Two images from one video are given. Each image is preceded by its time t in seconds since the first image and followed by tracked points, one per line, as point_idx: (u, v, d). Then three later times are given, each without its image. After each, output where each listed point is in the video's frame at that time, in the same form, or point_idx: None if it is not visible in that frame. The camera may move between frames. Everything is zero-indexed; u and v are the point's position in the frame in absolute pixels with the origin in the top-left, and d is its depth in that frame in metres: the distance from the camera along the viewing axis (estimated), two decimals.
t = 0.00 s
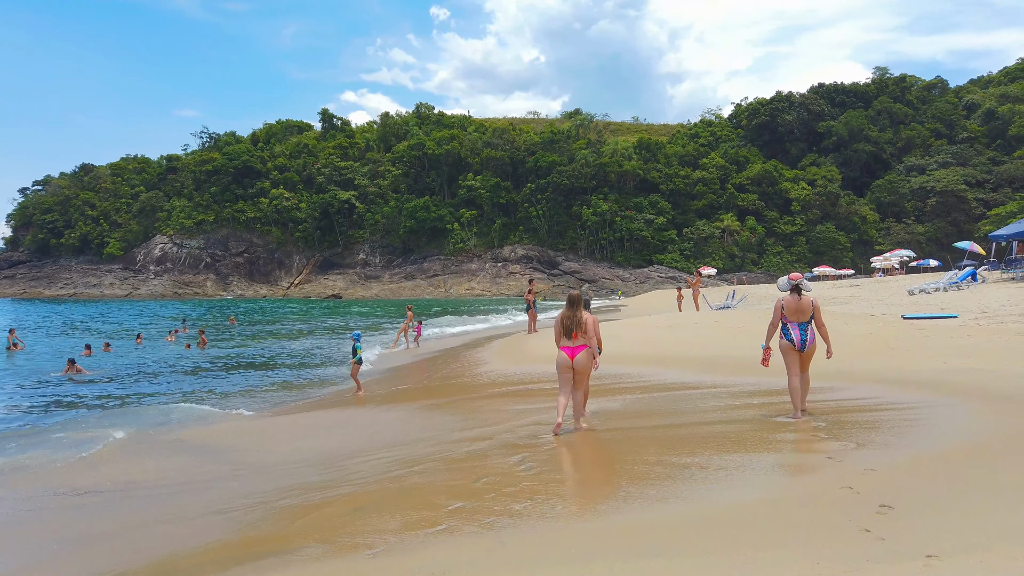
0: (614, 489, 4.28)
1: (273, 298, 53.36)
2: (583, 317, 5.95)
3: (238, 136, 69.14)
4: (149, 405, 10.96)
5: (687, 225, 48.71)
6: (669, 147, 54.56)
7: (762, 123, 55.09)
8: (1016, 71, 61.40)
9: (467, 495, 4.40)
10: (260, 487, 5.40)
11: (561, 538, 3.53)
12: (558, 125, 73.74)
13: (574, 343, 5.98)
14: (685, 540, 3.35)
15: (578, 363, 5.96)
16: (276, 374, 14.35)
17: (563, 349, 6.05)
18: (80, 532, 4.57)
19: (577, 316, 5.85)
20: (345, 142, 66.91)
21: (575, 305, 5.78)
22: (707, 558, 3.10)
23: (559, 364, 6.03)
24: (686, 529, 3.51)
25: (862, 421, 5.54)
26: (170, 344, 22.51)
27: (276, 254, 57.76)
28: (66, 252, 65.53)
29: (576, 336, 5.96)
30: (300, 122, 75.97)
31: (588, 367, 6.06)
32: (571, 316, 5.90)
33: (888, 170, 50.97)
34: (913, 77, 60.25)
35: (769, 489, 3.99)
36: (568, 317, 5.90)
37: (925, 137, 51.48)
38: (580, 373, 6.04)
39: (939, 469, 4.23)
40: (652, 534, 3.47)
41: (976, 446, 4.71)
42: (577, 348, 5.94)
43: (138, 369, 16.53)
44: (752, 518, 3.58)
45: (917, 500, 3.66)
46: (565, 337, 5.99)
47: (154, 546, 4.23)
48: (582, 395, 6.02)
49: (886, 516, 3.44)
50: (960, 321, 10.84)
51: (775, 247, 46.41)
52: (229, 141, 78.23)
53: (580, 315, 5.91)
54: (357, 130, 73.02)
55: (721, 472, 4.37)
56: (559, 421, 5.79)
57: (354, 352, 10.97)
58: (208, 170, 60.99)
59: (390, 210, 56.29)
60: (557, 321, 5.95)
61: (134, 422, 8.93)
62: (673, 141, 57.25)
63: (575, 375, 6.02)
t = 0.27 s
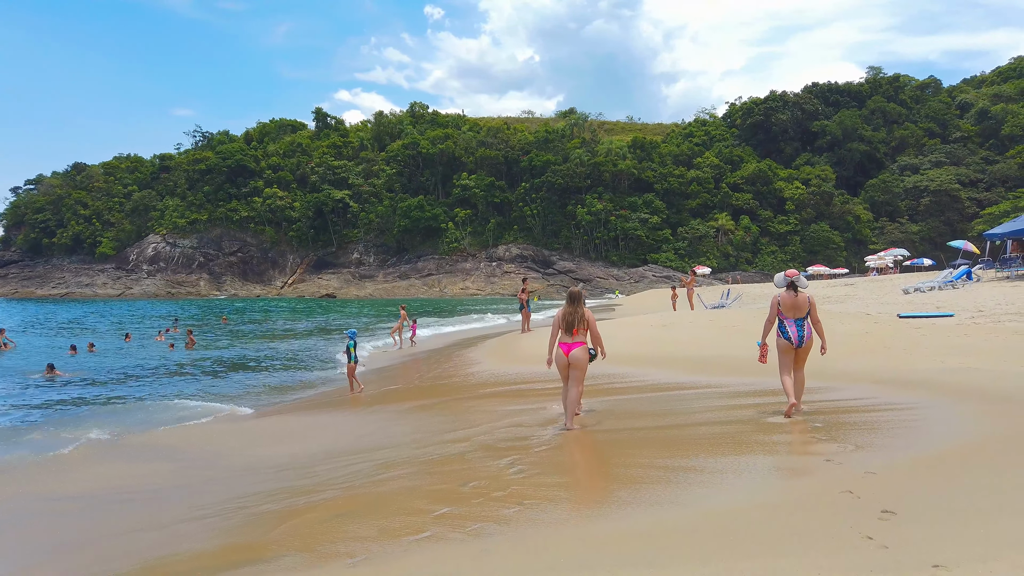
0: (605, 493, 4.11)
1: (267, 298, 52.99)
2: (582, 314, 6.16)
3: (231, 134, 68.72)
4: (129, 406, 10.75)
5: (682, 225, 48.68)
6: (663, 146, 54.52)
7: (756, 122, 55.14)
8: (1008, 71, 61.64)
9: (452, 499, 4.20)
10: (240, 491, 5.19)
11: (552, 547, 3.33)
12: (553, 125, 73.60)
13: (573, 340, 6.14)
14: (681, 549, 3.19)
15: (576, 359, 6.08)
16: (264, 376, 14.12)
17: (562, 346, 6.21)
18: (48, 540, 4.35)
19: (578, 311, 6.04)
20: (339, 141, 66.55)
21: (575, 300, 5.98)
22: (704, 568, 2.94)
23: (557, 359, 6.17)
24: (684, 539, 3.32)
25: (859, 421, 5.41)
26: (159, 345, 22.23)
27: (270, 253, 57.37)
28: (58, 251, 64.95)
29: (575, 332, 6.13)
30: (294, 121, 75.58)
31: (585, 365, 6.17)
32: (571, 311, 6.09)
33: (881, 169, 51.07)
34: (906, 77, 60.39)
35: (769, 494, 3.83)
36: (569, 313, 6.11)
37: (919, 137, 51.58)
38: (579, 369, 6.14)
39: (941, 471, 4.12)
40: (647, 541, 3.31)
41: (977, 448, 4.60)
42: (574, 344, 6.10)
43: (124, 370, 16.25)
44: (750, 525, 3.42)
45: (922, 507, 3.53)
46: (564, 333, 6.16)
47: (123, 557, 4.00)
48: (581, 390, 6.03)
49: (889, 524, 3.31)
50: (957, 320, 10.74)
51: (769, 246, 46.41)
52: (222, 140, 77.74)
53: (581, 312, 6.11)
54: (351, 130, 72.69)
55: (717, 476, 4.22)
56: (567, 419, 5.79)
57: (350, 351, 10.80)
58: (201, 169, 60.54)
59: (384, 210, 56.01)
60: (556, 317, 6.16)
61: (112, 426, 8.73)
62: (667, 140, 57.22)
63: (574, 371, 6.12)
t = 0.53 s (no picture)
0: (598, 495, 3.99)
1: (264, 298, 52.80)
2: (580, 310, 6.11)
3: (229, 134, 68.55)
4: (118, 406, 10.66)
5: (680, 225, 48.61)
6: (661, 147, 54.45)
7: (754, 123, 55.12)
8: (1006, 72, 61.67)
9: (440, 502, 4.08)
10: (225, 494, 5.07)
11: (541, 553, 3.21)
12: (551, 125, 73.45)
13: (573, 336, 6.11)
14: (676, 555, 3.06)
15: (575, 356, 6.08)
16: (256, 376, 13.99)
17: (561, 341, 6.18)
18: (24, 543, 4.22)
19: (575, 308, 5.96)
20: (337, 140, 66.34)
21: (573, 297, 5.91)
22: (700, 575, 2.80)
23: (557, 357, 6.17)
24: (678, 541, 3.22)
25: (857, 421, 5.31)
26: (154, 344, 22.09)
27: (267, 253, 57.17)
28: (55, 251, 64.71)
29: (574, 328, 6.09)
30: (292, 121, 75.40)
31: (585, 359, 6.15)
32: (569, 309, 6.05)
33: (880, 169, 51.05)
34: (905, 77, 60.38)
35: (767, 496, 3.70)
36: (567, 309, 6.04)
37: (918, 137, 51.54)
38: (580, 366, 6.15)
39: (942, 472, 4.01)
40: (641, 545, 3.19)
41: (975, 447, 4.52)
42: (573, 341, 6.09)
43: (115, 370, 16.09)
44: (748, 529, 3.29)
45: (926, 509, 3.41)
46: (563, 330, 6.14)
47: (101, 561, 3.89)
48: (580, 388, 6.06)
49: (893, 528, 3.19)
50: (956, 320, 10.67)
51: (767, 246, 46.37)
52: (220, 140, 77.53)
53: (577, 308, 6.04)
54: (349, 129, 72.54)
55: (713, 477, 4.10)
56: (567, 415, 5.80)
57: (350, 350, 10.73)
58: (199, 169, 60.38)
59: (382, 209, 55.84)
60: (555, 314, 6.13)
61: (98, 427, 8.64)
62: (665, 140, 57.17)
63: (574, 369, 6.14)
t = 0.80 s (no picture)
0: (587, 504, 3.83)
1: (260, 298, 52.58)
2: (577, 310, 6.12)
3: (224, 133, 68.23)
4: (102, 414, 10.51)
5: (676, 225, 48.61)
6: (657, 147, 54.44)
7: (750, 123, 55.18)
8: (1001, 73, 61.88)
9: (427, 508, 3.91)
10: (206, 500, 4.89)
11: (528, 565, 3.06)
12: (547, 125, 73.31)
13: (569, 336, 6.11)
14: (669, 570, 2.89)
15: (572, 356, 6.10)
16: (247, 379, 13.82)
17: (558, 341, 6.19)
18: None
19: (570, 309, 5.95)
20: (333, 140, 66.08)
21: (568, 299, 5.90)
22: None
23: (555, 356, 6.19)
24: (670, 554, 3.08)
25: (852, 425, 5.19)
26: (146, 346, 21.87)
27: (263, 253, 56.91)
28: (50, 251, 64.33)
29: (570, 329, 6.09)
30: (287, 121, 75.15)
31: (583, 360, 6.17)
32: (565, 308, 6.07)
33: (875, 170, 51.14)
34: (900, 78, 60.52)
35: (763, 507, 3.55)
36: (562, 310, 6.04)
37: (913, 137, 51.65)
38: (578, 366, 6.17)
39: (942, 479, 3.88)
40: (631, 559, 3.03)
41: (973, 452, 4.41)
42: (570, 342, 6.10)
43: (104, 373, 15.90)
44: (745, 542, 3.13)
45: (929, 520, 3.26)
46: (559, 330, 6.16)
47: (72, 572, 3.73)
48: (579, 388, 6.08)
49: (895, 542, 3.03)
50: (953, 321, 10.59)
51: (763, 247, 46.40)
52: (216, 140, 77.22)
53: (573, 308, 6.03)
54: (346, 129, 72.31)
55: (707, 486, 3.94)
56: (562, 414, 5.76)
57: (344, 352, 10.65)
58: (194, 169, 60.13)
59: (378, 210, 55.68)
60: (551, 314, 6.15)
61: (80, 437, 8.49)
62: (661, 141, 57.16)
63: (572, 369, 6.15)
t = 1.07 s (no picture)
0: (576, 505, 3.60)
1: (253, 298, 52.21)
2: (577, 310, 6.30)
3: (217, 133, 67.78)
4: (81, 417, 10.26)
5: (671, 225, 48.60)
6: (652, 147, 54.44)
7: (744, 124, 55.26)
8: (993, 74, 62.22)
9: (405, 511, 3.65)
10: (176, 503, 4.62)
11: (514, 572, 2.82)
12: (542, 125, 73.17)
13: (568, 336, 6.28)
14: None
15: (572, 354, 6.23)
16: (234, 381, 13.56)
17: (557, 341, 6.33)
18: None
19: (571, 307, 6.16)
20: (327, 140, 65.73)
21: (569, 297, 6.13)
22: None
23: (553, 355, 6.30)
24: (661, 561, 2.89)
25: (845, 427, 5.04)
26: (134, 346, 21.53)
27: (256, 253, 56.53)
28: (41, 251, 63.73)
29: (569, 328, 6.27)
30: (281, 121, 74.77)
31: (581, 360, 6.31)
32: (565, 307, 6.26)
33: (869, 170, 51.27)
34: (893, 80, 60.75)
35: (756, 513, 3.37)
36: (563, 309, 6.24)
37: (906, 138, 51.80)
38: (575, 365, 6.30)
39: (940, 481, 3.73)
40: (619, 568, 2.83)
41: (966, 453, 4.28)
42: (570, 340, 6.24)
43: (89, 374, 15.60)
44: (739, 550, 2.94)
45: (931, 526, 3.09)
46: (559, 329, 6.32)
47: None
48: (577, 386, 6.19)
49: (895, 548, 2.87)
50: (949, 320, 10.47)
51: (757, 247, 46.42)
52: (209, 139, 76.75)
53: (572, 307, 6.23)
54: (339, 129, 71.99)
55: (698, 489, 3.76)
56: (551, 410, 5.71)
57: (335, 352, 10.39)
58: (187, 169, 59.73)
59: (372, 210, 55.42)
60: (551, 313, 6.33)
61: (52, 443, 8.20)
62: (656, 141, 57.16)
63: (569, 367, 6.26)
